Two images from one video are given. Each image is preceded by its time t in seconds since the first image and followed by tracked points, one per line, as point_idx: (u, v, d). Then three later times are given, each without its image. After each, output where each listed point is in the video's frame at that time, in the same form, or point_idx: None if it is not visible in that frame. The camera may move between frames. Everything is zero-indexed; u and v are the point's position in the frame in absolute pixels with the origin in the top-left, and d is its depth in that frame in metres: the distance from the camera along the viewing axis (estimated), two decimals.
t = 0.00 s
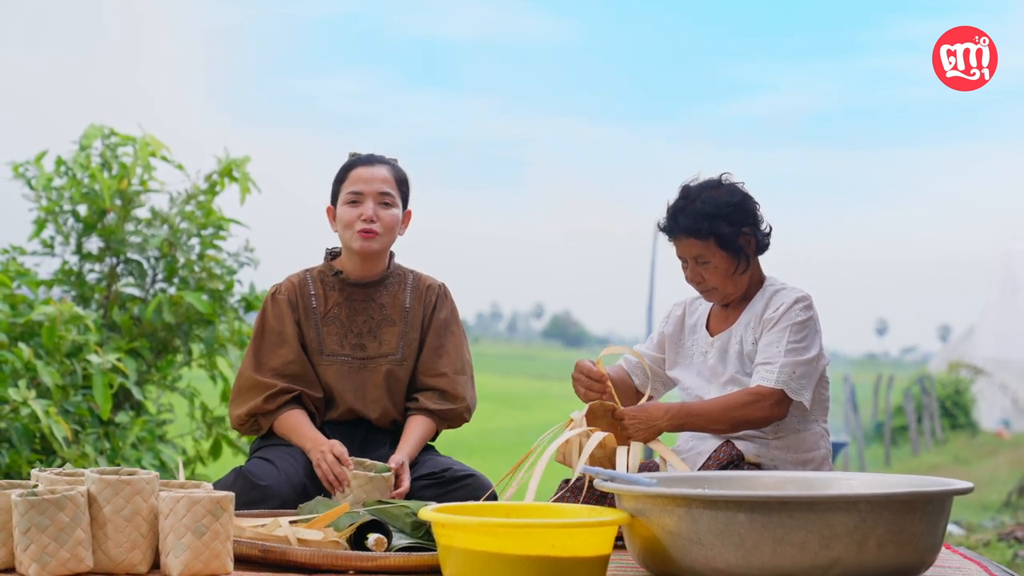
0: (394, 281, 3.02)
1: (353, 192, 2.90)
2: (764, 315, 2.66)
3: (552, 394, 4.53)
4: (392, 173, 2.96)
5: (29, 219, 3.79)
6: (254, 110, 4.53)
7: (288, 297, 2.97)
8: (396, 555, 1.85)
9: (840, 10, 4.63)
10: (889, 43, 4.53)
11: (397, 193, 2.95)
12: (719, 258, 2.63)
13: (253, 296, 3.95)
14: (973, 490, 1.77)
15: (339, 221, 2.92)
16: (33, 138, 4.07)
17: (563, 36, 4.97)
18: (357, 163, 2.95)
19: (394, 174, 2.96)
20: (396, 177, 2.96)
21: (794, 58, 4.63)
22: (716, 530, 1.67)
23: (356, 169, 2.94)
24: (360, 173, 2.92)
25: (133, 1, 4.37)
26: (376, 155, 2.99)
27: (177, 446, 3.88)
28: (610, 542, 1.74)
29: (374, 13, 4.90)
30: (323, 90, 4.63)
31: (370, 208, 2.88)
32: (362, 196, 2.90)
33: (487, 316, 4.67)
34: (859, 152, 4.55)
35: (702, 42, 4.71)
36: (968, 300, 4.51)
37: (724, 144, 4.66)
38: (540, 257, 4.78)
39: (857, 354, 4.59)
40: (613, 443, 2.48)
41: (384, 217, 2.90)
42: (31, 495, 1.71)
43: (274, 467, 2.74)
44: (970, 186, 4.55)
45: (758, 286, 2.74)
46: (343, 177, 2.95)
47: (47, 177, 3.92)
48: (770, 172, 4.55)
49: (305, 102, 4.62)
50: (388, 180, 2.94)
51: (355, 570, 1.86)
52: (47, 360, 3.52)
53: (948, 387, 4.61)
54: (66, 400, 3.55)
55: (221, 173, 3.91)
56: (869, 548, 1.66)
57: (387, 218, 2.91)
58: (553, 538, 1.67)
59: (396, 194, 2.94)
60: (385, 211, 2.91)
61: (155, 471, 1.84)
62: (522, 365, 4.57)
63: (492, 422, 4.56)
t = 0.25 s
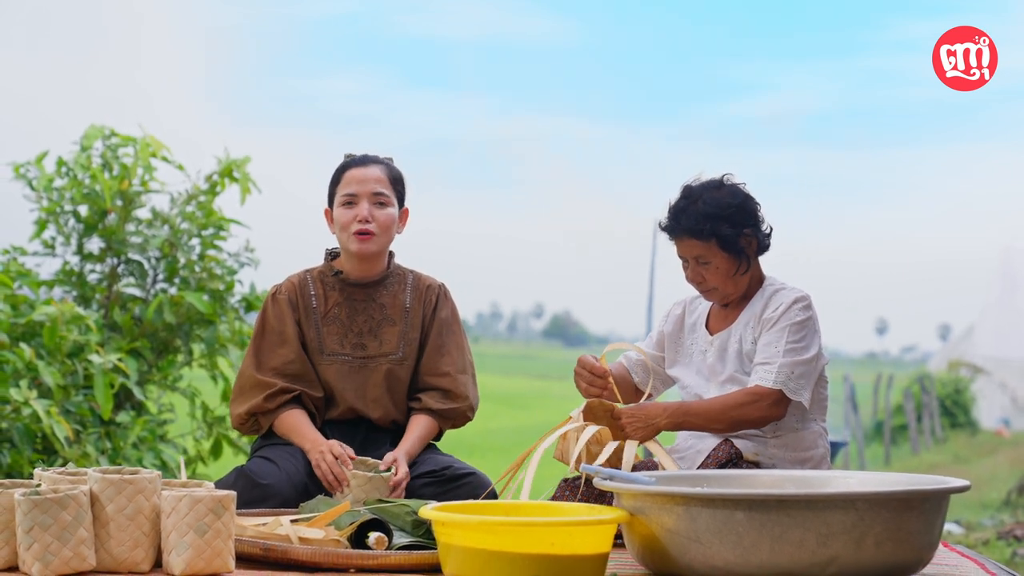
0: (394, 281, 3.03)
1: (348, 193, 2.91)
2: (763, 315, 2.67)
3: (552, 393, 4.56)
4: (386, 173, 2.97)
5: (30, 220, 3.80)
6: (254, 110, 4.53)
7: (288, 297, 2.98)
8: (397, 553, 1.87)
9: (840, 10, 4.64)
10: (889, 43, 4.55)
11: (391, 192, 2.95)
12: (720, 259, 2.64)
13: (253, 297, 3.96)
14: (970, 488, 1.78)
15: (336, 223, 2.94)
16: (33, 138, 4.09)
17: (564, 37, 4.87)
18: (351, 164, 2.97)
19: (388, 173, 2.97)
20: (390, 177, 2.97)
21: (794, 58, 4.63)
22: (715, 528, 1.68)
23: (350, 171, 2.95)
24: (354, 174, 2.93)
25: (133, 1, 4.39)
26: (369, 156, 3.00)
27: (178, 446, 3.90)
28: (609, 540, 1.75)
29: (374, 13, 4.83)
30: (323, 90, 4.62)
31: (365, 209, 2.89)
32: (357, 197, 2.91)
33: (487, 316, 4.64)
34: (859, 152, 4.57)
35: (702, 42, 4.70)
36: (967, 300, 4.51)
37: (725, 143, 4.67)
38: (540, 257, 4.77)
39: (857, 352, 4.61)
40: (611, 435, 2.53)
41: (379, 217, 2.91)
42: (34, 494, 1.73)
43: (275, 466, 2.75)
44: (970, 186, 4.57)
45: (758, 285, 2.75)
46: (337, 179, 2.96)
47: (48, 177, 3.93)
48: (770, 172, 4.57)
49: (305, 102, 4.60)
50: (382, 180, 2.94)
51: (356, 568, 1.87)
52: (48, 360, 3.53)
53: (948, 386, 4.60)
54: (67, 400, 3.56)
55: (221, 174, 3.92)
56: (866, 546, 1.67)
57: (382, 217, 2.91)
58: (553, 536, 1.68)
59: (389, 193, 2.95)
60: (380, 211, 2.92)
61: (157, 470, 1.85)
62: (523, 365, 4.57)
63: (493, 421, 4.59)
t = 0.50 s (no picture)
0: (393, 281, 3.04)
1: (346, 196, 2.92)
2: (762, 315, 2.68)
3: (552, 393, 4.63)
4: (382, 174, 2.97)
5: (30, 221, 3.81)
6: (254, 110, 4.54)
7: (287, 297, 2.99)
8: (396, 551, 1.88)
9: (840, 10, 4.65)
10: (889, 43, 4.57)
11: (388, 193, 2.96)
12: (722, 260, 2.65)
13: (253, 297, 3.97)
14: (966, 486, 1.79)
15: (334, 225, 2.95)
16: (34, 138, 4.11)
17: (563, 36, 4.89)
18: (348, 166, 2.97)
19: (385, 174, 2.98)
20: (386, 177, 2.98)
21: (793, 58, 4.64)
22: (713, 526, 1.69)
23: (345, 173, 2.96)
24: (352, 176, 2.94)
25: (133, 1, 4.40)
26: (366, 157, 3.01)
27: (178, 446, 3.91)
28: (608, 538, 1.76)
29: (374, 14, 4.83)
30: (323, 91, 4.62)
31: (362, 211, 2.90)
32: (354, 199, 2.92)
33: (487, 316, 4.67)
34: (859, 152, 4.59)
35: (701, 43, 4.71)
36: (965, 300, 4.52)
37: (724, 143, 4.69)
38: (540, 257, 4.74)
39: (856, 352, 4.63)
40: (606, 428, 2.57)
41: (377, 219, 2.92)
42: (37, 493, 1.74)
43: (276, 465, 2.76)
44: (969, 186, 4.58)
45: (758, 286, 2.76)
46: (335, 181, 2.97)
47: (49, 178, 3.94)
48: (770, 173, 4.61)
49: (305, 102, 4.61)
50: (379, 181, 2.95)
51: (356, 567, 1.89)
52: (48, 360, 3.54)
53: (947, 385, 4.60)
54: (68, 400, 3.56)
55: (221, 174, 3.94)
56: (863, 544, 1.68)
57: (381, 219, 2.93)
58: (552, 535, 1.69)
59: (388, 195, 2.96)
60: (378, 212, 2.93)
61: (158, 470, 1.86)
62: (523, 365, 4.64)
63: (493, 422, 4.68)
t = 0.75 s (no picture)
0: (394, 281, 3.06)
1: (347, 201, 2.93)
2: (762, 315, 2.69)
3: (552, 393, 4.52)
4: (382, 176, 2.98)
5: (31, 222, 3.82)
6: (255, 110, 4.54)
7: (288, 298, 3.00)
8: (396, 551, 1.89)
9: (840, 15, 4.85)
10: (888, 43, 4.70)
11: (389, 196, 2.97)
12: (723, 261, 2.66)
13: (254, 297, 3.98)
14: (964, 485, 1.80)
15: (336, 229, 2.95)
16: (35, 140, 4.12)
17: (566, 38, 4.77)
18: (346, 169, 2.97)
19: (385, 177, 2.99)
20: (386, 180, 2.98)
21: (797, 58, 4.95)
22: (712, 525, 1.70)
23: (346, 177, 2.95)
24: (351, 181, 2.94)
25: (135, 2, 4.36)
26: (363, 159, 3.01)
27: (178, 446, 3.92)
28: (606, 538, 1.77)
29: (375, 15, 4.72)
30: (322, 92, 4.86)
31: (365, 216, 2.91)
32: (357, 204, 2.92)
33: (488, 316, 4.61)
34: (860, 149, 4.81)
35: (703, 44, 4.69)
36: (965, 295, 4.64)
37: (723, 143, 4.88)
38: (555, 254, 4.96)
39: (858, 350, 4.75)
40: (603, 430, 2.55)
41: (379, 223, 2.93)
42: (39, 493, 1.75)
43: (276, 465, 2.75)
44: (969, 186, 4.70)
45: (757, 286, 2.77)
46: (334, 185, 2.97)
47: (50, 179, 3.95)
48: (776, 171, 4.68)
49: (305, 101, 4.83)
50: (379, 185, 2.95)
51: (356, 566, 1.89)
52: (49, 360, 3.55)
53: (947, 385, 4.67)
54: (69, 401, 3.57)
55: (222, 175, 3.95)
56: (861, 543, 1.69)
57: (383, 222, 2.94)
58: (551, 534, 1.70)
59: (388, 197, 2.97)
60: (381, 216, 2.94)
61: (159, 469, 1.88)
62: (524, 366, 4.50)
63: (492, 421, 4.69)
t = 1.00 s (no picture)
0: (394, 282, 3.06)
1: (351, 203, 2.93)
2: (761, 315, 2.69)
3: (551, 393, 4.40)
4: (385, 177, 2.99)
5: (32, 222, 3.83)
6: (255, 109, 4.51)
7: (290, 298, 3.01)
8: (397, 549, 1.90)
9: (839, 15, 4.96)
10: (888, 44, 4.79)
11: (391, 197, 2.99)
12: (723, 260, 2.66)
13: (254, 297, 3.99)
14: (961, 484, 1.81)
15: (339, 230, 2.95)
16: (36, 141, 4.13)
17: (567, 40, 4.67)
18: (348, 170, 2.98)
19: (386, 177, 3.00)
20: (388, 181, 2.99)
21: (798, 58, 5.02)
22: (710, 524, 1.71)
23: (349, 178, 2.96)
24: (353, 182, 2.95)
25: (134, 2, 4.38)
26: (364, 160, 3.02)
27: (179, 446, 3.93)
28: (605, 536, 1.77)
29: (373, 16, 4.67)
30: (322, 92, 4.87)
31: (370, 216, 2.92)
32: (360, 205, 2.93)
33: (488, 316, 4.65)
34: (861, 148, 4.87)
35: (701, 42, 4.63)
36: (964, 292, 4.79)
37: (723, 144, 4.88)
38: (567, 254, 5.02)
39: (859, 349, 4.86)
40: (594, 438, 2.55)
41: (384, 223, 2.94)
42: (41, 492, 1.76)
43: (277, 464, 2.75)
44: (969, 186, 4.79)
45: (757, 286, 2.78)
46: (336, 186, 2.98)
47: (50, 179, 3.95)
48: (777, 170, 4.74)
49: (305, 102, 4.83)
50: (382, 185, 2.97)
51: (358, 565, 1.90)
52: (50, 360, 3.56)
53: (947, 385, 4.71)
54: (71, 400, 3.59)
55: (222, 175, 3.96)
56: (859, 541, 1.70)
57: (387, 223, 2.95)
58: (550, 532, 1.71)
59: (391, 197, 2.98)
60: (384, 217, 2.95)
61: (161, 468, 1.88)
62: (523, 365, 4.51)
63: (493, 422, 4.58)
